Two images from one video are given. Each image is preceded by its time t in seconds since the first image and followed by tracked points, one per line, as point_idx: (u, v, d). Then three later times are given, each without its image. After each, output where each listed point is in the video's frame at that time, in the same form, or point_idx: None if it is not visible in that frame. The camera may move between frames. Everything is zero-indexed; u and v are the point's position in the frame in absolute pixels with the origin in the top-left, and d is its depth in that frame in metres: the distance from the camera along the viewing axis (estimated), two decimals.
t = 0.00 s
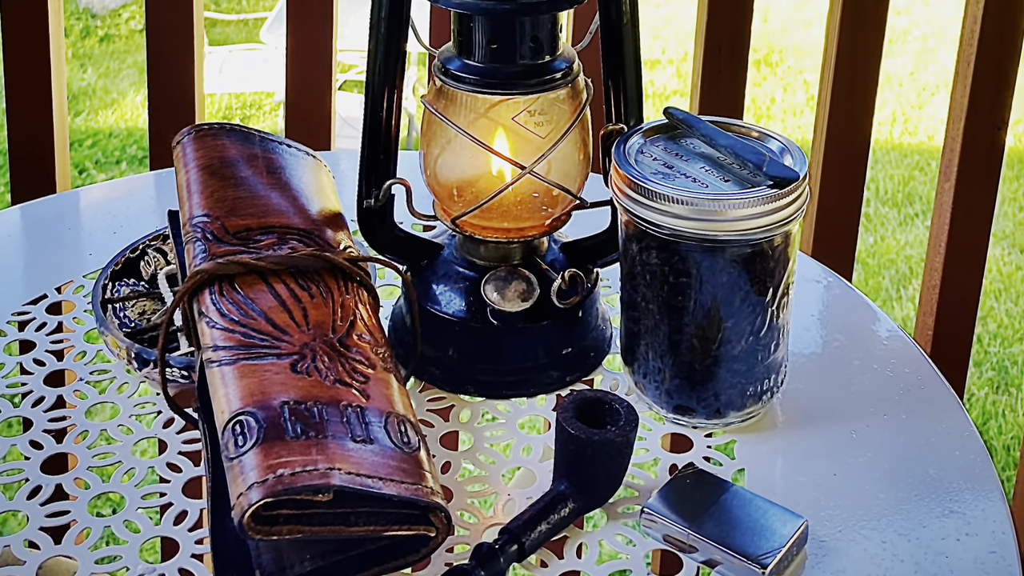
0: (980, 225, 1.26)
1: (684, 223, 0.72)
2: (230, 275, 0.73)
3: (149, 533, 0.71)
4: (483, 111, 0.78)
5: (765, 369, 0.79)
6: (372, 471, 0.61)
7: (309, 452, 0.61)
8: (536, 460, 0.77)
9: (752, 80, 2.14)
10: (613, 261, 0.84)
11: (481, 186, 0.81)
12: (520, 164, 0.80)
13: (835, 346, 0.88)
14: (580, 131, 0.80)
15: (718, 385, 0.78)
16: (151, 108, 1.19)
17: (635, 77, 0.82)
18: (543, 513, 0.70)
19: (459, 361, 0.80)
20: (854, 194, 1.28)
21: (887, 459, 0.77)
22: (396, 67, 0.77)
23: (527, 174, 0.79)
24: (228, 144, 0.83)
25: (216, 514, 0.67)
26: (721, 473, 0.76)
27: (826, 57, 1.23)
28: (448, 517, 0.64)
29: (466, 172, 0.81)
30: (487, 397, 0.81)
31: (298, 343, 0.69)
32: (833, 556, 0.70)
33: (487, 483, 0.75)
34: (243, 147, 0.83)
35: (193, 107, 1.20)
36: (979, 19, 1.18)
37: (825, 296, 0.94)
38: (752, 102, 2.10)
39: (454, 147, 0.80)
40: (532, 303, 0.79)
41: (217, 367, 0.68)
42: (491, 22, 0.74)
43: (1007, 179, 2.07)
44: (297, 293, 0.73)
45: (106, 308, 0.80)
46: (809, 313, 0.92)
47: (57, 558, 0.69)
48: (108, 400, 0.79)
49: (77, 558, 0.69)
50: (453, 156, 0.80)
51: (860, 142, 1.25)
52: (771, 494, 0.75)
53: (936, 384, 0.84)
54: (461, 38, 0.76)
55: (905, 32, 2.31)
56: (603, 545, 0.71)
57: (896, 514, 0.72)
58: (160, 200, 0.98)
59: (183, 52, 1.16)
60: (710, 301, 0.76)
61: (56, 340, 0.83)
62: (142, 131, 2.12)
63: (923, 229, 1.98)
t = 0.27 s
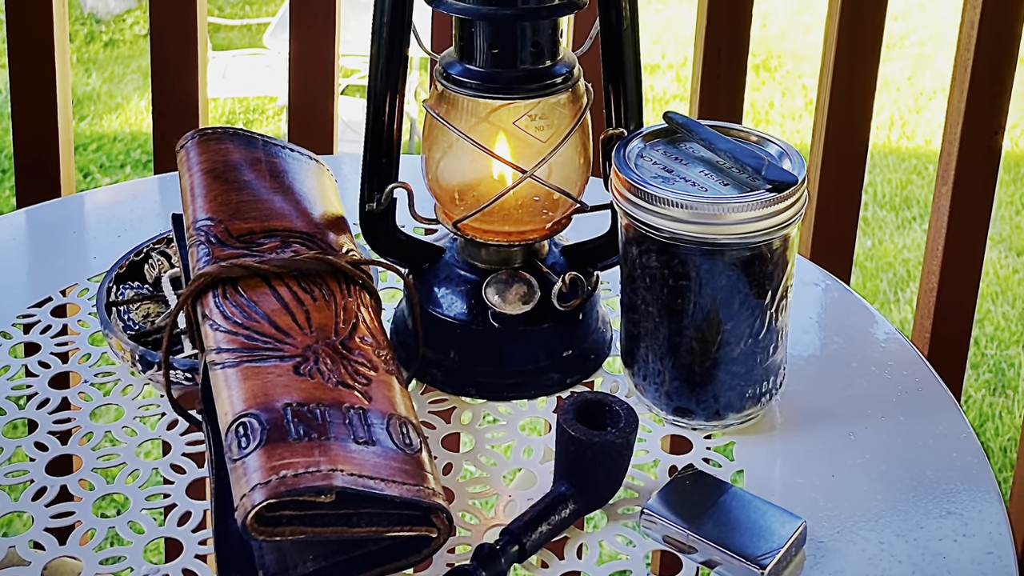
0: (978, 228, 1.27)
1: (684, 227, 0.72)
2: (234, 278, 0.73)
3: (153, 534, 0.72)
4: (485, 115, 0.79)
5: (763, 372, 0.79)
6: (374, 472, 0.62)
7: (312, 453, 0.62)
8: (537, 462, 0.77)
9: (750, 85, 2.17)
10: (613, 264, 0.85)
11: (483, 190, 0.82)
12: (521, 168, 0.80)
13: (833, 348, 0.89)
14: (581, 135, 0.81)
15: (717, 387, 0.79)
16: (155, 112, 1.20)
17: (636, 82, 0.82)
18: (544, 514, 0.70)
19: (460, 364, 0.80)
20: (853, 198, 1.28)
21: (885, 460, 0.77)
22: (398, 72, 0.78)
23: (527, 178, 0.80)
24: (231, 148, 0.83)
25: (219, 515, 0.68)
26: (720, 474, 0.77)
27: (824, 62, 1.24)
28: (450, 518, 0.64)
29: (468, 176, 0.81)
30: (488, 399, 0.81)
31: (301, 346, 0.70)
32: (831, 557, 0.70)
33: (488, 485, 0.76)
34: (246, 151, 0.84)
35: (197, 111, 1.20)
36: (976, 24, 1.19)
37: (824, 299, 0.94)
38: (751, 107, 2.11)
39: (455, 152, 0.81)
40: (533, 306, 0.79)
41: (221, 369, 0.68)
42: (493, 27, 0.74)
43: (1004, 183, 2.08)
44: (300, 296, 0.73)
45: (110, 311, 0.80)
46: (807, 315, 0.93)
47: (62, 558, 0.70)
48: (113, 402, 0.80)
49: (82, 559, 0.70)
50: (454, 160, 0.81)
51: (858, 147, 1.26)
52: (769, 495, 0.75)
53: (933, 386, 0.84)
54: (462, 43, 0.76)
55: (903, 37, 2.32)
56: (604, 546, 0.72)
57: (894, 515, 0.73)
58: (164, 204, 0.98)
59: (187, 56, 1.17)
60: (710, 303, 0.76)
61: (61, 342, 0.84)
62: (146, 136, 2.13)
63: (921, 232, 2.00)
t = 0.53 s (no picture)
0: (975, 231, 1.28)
1: (683, 230, 0.73)
2: (237, 282, 0.74)
3: (157, 535, 0.72)
4: (485, 119, 0.80)
5: (762, 374, 0.80)
6: (376, 474, 0.63)
7: (314, 455, 0.62)
8: (537, 463, 0.78)
9: (749, 90, 2.18)
10: (613, 267, 0.86)
11: (484, 194, 0.82)
12: (522, 172, 0.81)
13: (831, 350, 0.89)
14: (581, 139, 0.82)
15: (716, 389, 0.80)
16: (159, 117, 1.20)
17: (636, 87, 0.83)
18: (545, 515, 0.71)
19: (461, 366, 0.81)
20: (851, 201, 1.29)
21: (883, 462, 0.78)
22: (399, 77, 0.79)
23: (528, 182, 0.81)
24: (235, 153, 0.84)
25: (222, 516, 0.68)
26: (719, 476, 0.78)
27: (823, 67, 1.25)
28: (451, 519, 0.65)
29: (469, 180, 0.82)
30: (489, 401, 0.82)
31: (304, 348, 0.70)
32: (829, 557, 0.71)
33: (490, 487, 0.76)
34: (249, 156, 0.84)
35: (201, 114, 1.21)
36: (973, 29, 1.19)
37: (822, 302, 0.95)
38: (749, 111, 2.13)
39: (456, 156, 0.81)
40: (534, 309, 0.80)
41: (225, 371, 0.69)
42: (493, 32, 0.75)
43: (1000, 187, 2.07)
44: (302, 299, 0.74)
45: (115, 313, 0.81)
46: (805, 318, 0.93)
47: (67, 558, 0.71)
48: (117, 404, 0.80)
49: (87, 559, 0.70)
50: (456, 164, 0.82)
51: (856, 150, 1.27)
52: (768, 496, 0.76)
53: (930, 388, 0.85)
54: (464, 48, 0.77)
55: (901, 41, 2.32)
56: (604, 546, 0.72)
57: (892, 516, 0.74)
58: (168, 207, 0.99)
59: (191, 61, 1.18)
60: (709, 306, 0.77)
61: (65, 345, 0.84)
62: (150, 140, 2.15)
63: (918, 236, 2.01)
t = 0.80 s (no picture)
0: (973, 235, 1.28)
1: (682, 233, 0.74)
2: (241, 285, 0.75)
3: (161, 536, 0.73)
4: (486, 124, 0.80)
5: (761, 376, 0.81)
6: (378, 475, 0.63)
7: (317, 456, 0.63)
8: (538, 465, 0.78)
9: (748, 94, 2.20)
10: (614, 270, 0.87)
11: (485, 198, 0.83)
12: (523, 177, 0.81)
13: (830, 353, 0.90)
14: (582, 143, 0.82)
15: (716, 391, 0.80)
16: (162, 121, 1.21)
17: (636, 91, 0.84)
18: (545, 516, 0.71)
19: (463, 368, 0.82)
20: (849, 205, 1.30)
21: (881, 463, 0.79)
22: (401, 81, 0.79)
23: (529, 186, 0.81)
24: (238, 156, 0.85)
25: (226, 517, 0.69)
26: (718, 477, 0.78)
27: (821, 71, 1.25)
28: (453, 520, 0.66)
29: (470, 183, 0.83)
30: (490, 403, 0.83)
31: (307, 350, 0.71)
32: (827, 558, 0.72)
33: (491, 488, 0.77)
34: (253, 160, 0.85)
35: (204, 118, 1.22)
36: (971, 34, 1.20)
37: (821, 305, 0.96)
38: (749, 116, 2.14)
39: (458, 160, 0.82)
40: (534, 312, 0.81)
41: (229, 374, 0.70)
42: (495, 37, 0.76)
43: (997, 191, 2.08)
44: (305, 302, 0.75)
45: (119, 316, 0.82)
46: (804, 321, 0.94)
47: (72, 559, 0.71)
48: (122, 407, 0.81)
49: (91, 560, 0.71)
50: (457, 168, 0.82)
51: (854, 154, 1.27)
52: (766, 497, 0.77)
53: (928, 390, 0.86)
54: (465, 53, 0.78)
55: (899, 47, 2.32)
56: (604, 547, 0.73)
57: (890, 517, 0.74)
58: (172, 211, 1.00)
59: (194, 66, 1.19)
60: (708, 309, 0.78)
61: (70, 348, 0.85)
62: (155, 144, 2.16)
63: (915, 239, 2.02)
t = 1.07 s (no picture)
0: (970, 238, 1.29)
1: (682, 237, 0.74)
2: (244, 288, 0.75)
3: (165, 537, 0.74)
4: (487, 128, 0.81)
5: (760, 378, 0.81)
6: (380, 476, 0.64)
7: (319, 458, 0.64)
8: (539, 466, 0.79)
9: (747, 99, 2.20)
10: (614, 273, 0.87)
11: (486, 202, 0.84)
12: (523, 181, 0.82)
13: (828, 355, 0.91)
14: (582, 146, 0.83)
15: (715, 393, 0.81)
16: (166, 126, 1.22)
17: (636, 96, 0.84)
18: (546, 517, 0.72)
19: (464, 370, 0.83)
20: (848, 209, 1.30)
21: (878, 465, 0.80)
22: (403, 86, 0.80)
23: (530, 190, 0.82)
24: (241, 161, 0.86)
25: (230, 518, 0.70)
26: (717, 478, 0.79)
27: (820, 76, 1.26)
28: (455, 521, 0.66)
29: (472, 187, 0.84)
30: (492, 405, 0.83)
31: (310, 353, 0.72)
32: (825, 559, 0.72)
33: (492, 488, 0.78)
34: (256, 164, 0.86)
35: (207, 123, 1.23)
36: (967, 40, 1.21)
37: (819, 308, 0.97)
38: (747, 120, 2.15)
39: (459, 164, 0.83)
40: (535, 314, 0.81)
41: (232, 375, 0.70)
42: (496, 42, 0.76)
43: (994, 195, 2.09)
44: (308, 304, 0.75)
45: (123, 319, 0.83)
46: (803, 323, 0.95)
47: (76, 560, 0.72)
48: (126, 408, 0.82)
49: (96, 560, 0.72)
50: (459, 172, 0.83)
51: (852, 159, 1.28)
52: (765, 498, 0.77)
53: (926, 392, 0.86)
54: (467, 58, 0.79)
55: (896, 52, 2.34)
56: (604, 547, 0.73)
57: (888, 518, 0.75)
58: (176, 215, 1.01)
59: (198, 72, 1.20)
60: (708, 312, 0.78)
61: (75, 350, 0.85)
62: (159, 148, 2.17)
63: (913, 243, 2.03)
